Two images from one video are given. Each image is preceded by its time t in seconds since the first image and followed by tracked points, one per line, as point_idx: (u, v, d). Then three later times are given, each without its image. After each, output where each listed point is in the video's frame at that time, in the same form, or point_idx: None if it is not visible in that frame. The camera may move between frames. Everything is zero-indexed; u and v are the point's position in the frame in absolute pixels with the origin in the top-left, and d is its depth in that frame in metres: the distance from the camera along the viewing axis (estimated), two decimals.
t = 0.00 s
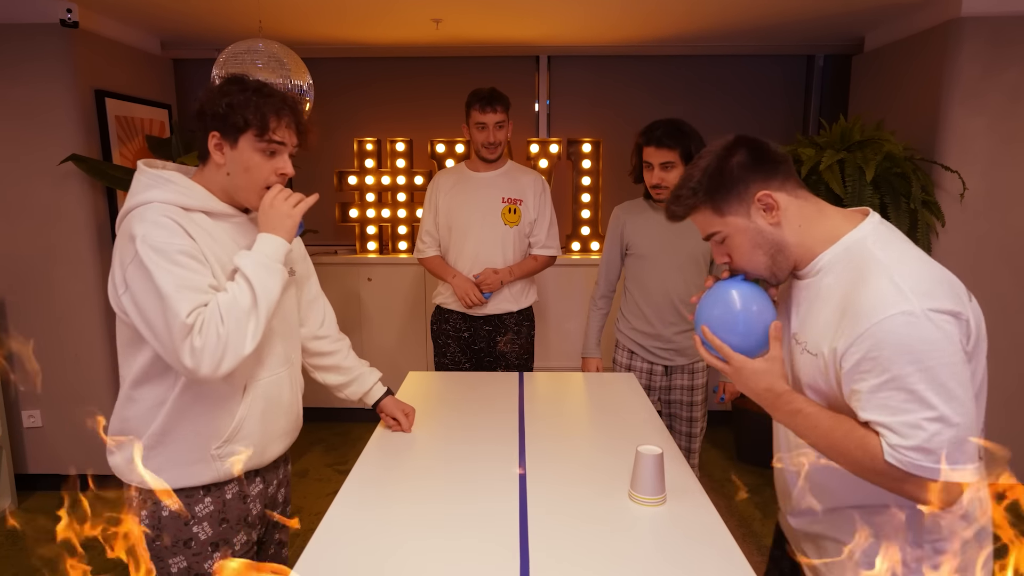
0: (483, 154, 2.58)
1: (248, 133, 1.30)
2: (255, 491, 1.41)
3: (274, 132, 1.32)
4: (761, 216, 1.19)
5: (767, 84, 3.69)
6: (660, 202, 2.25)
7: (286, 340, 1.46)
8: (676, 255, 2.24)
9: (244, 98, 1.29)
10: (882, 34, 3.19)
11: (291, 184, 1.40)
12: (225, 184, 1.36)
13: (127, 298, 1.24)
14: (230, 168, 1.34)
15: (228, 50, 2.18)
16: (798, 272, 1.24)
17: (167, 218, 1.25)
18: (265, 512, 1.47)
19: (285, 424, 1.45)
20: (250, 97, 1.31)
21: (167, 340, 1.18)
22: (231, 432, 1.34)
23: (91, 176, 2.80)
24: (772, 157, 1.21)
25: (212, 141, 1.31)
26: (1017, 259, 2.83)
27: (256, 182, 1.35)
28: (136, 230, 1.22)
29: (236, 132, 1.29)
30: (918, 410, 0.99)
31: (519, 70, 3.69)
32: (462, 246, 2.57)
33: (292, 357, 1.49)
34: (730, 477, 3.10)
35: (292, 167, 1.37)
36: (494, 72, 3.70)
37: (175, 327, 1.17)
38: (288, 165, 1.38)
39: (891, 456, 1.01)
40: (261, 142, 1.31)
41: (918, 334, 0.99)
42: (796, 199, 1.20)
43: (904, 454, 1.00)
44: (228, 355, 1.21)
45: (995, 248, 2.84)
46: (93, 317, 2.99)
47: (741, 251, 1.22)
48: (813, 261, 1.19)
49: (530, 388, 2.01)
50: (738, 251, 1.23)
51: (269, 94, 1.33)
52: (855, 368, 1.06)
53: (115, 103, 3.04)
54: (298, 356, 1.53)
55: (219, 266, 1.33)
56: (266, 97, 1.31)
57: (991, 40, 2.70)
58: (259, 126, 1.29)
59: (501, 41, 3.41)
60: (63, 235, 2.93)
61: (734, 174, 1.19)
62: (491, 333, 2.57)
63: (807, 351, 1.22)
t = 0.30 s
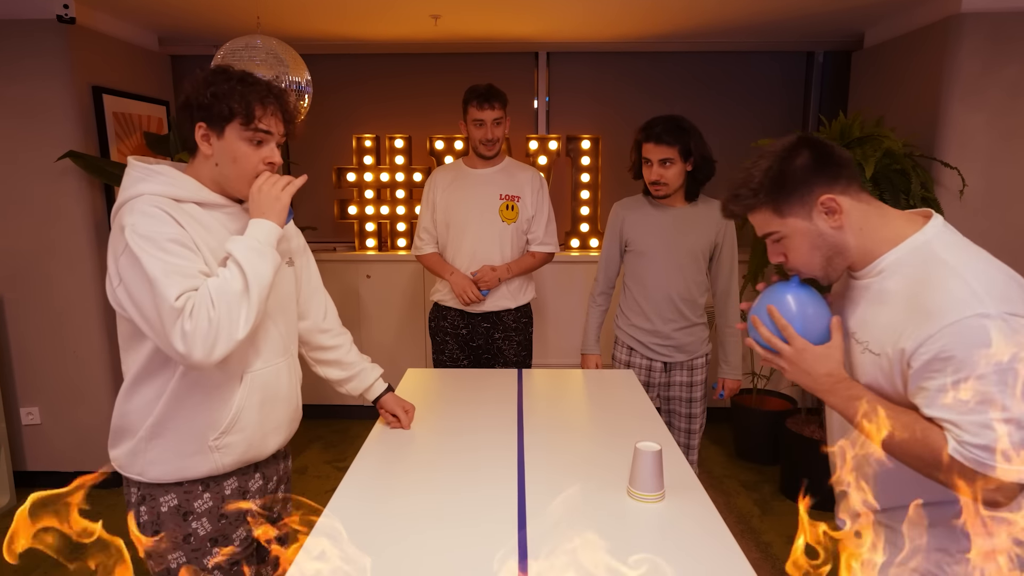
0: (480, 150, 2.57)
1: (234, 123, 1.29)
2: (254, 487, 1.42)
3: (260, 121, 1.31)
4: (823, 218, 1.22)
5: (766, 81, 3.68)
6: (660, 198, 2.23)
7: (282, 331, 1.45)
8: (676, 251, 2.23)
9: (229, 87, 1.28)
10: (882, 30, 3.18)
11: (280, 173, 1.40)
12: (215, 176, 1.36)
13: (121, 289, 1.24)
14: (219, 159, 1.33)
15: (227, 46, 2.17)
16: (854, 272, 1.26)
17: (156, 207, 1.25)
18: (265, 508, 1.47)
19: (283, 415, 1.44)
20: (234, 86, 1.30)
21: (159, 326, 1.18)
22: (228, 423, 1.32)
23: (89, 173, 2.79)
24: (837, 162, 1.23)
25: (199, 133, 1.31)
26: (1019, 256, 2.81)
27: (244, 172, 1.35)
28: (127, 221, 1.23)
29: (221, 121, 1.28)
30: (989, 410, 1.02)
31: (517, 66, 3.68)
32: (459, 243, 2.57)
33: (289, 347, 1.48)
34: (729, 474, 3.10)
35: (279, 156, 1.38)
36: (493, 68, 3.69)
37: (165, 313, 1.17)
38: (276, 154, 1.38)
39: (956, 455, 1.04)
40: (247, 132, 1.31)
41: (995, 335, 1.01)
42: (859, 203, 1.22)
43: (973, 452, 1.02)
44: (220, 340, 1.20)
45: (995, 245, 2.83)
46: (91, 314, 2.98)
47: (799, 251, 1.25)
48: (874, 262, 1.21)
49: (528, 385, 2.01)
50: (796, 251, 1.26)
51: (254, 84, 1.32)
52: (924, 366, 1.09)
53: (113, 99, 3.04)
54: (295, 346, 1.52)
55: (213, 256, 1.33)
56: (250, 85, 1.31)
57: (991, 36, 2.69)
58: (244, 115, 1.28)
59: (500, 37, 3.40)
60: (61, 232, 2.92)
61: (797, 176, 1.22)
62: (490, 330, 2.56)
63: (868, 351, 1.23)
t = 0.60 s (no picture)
0: (478, 148, 2.57)
1: (250, 131, 1.29)
2: (254, 483, 1.41)
3: (276, 131, 1.32)
4: (842, 242, 1.27)
5: (764, 78, 3.68)
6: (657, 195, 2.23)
7: (283, 334, 1.46)
8: (675, 249, 2.24)
9: (247, 96, 1.28)
10: (879, 27, 3.19)
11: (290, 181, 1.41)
12: (225, 180, 1.35)
13: (125, 291, 1.24)
14: (231, 164, 1.32)
15: (224, 43, 2.17)
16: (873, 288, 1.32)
17: (160, 210, 1.24)
18: (265, 504, 1.47)
19: (283, 417, 1.44)
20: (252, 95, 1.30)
21: (166, 330, 1.18)
22: (231, 425, 1.33)
23: (86, 170, 2.79)
24: (855, 188, 1.27)
25: (212, 137, 1.30)
26: (1016, 252, 2.82)
27: (256, 180, 1.35)
28: (131, 224, 1.22)
29: (237, 130, 1.28)
30: None
31: (515, 63, 3.67)
32: (456, 241, 2.57)
33: (290, 350, 1.49)
34: (727, 471, 3.11)
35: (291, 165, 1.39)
36: (491, 66, 3.68)
37: (173, 317, 1.16)
38: (287, 162, 1.39)
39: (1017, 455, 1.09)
40: (263, 141, 1.31)
41: None
42: (876, 224, 1.28)
43: None
44: (227, 344, 1.20)
45: (991, 242, 2.84)
46: (89, 311, 2.98)
47: (817, 273, 1.30)
48: (894, 278, 1.27)
49: (525, 382, 2.01)
50: (813, 273, 1.31)
51: (271, 94, 1.32)
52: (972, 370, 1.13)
53: (111, 97, 3.03)
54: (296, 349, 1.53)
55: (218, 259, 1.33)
56: (268, 96, 1.31)
57: (988, 33, 2.70)
58: (262, 125, 1.29)
59: (498, 34, 3.40)
60: (58, 230, 2.92)
61: (817, 203, 1.25)
62: (487, 328, 2.56)
63: (912, 365, 1.26)
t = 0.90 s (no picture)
0: (475, 147, 2.58)
1: (268, 146, 1.30)
2: (255, 479, 1.42)
3: (293, 148, 1.33)
4: (851, 206, 1.24)
5: (762, 77, 3.69)
6: (656, 194, 2.24)
7: (285, 340, 1.47)
8: (674, 247, 2.25)
9: (267, 111, 1.29)
10: (876, 27, 3.20)
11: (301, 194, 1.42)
12: (237, 191, 1.36)
13: (126, 295, 1.24)
14: (245, 175, 1.33)
15: (222, 41, 2.17)
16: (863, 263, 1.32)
17: (164, 216, 1.25)
18: (266, 500, 1.48)
19: (282, 420, 1.46)
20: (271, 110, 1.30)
21: (169, 337, 1.19)
22: (233, 430, 1.34)
23: (85, 169, 2.79)
24: (867, 151, 1.24)
25: (227, 148, 1.30)
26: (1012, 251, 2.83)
27: (269, 193, 1.36)
28: (135, 228, 1.22)
29: (255, 144, 1.29)
30: (963, 374, 1.12)
31: (513, 62, 3.68)
32: (454, 240, 2.57)
33: (291, 354, 1.50)
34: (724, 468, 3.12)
35: (303, 179, 1.40)
36: (489, 64, 3.69)
37: (177, 326, 1.17)
38: (299, 176, 1.40)
39: (941, 427, 1.13)
40: (280, 156, 1.32)
41: (1007, 315, 1.10)
42: (884, 192, 1.25)
43: (932, 411, 1.13)
44: (229, 354, 1.21)
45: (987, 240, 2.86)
46: (88, 309, 2.98)
47: (821, 238, 1.27)
48: (892, 255, 1.26)
49: (524, 379, 2.03)
50: (816, 238, 1.27)
51: (291, 110, 1.33)
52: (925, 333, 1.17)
53: (110, 95, 3.03)
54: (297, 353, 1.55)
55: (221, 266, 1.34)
56: (288, 112, 1.32)
57: (984, 32, 2.71)
58: (280, 140, 1.30)
59: (496, 33, 3.40)
60: (58, 228, 2.92)
61: (829, 161, 1.22)
62: (485, 326, 2.57)
63: (887, 338, 1.27)
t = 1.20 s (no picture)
0: (473, 150, 2.59)
1: (265, 159, 1.31)
2: (232, 481, 1.42)
3: (290, 162, 1.34)
4: (840, 193, 1.24)
5: (760, 80, 3.71)
6: (654, 197, 2.26)
7: (267, 347, 1.47)
8: (672, 249, 2.26)
9: (267, 124, 1.30)
10: (873, 30, 3.21)
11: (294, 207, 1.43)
12: (231, 200, 1.37)
13: (108, 296, 1.25)
14: (240, 185, 1.34)
15: (223, 45, 2.18)
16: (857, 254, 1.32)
17: (149, 221, 1.26)
18: (248, 501, 1.47)
19: (262, 428, 1.45)
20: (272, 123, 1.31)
21: (143, 342, 1.19)
22: (208, 436, 1.34)
23: (85, 171, 2.79)
24: (868, 138, 1.23)
25: (224, 157, 1.31)
26: (1008, 253, 2.85)
27: (262, 204, 1.36)
28: (120, 231, 1.23)
29: (252, 156, 1.30)
30: (972, 396, 1.06)
31: (513, 64, 3.69)
32: (453, 242, 2.58)
33: (275, 362, 1.50)
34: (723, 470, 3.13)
35: (297, 194, 1.41)
36: (488, 67, 3.70)
37: (151, 333, 1.18)
38: (294, 191, 1.41)
39: (955, 452, 1.07)
40: (276, 170, 1.33)
41: (996, 323, 1.06)
42: (878, 184, 1.25)
43: (947, 441, 1.07)
44: (202, 364, 1.21)
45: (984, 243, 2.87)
46: (88, 311, 2.99)
47: (805, 222, 1.28)
48: (881, 247, 1.27)
49: (522, 382, 2.03)
50: (802, 222, 1.28)
51: (292, 125, 1.34)
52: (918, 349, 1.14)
53: (110, 97, 3.05)
54: (282, 361, 1.55)
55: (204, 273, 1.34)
56: (291, 129, 1.32)
57: (980, 35, 2.72)
58: (277, 155, 1.31)
59: (495, 36, 3.42)
60: (57, 230, 2.93)
61: (825, 144, 1.21)
62: (484, 327, 2.58)
63: (871, 337, 1.28)
